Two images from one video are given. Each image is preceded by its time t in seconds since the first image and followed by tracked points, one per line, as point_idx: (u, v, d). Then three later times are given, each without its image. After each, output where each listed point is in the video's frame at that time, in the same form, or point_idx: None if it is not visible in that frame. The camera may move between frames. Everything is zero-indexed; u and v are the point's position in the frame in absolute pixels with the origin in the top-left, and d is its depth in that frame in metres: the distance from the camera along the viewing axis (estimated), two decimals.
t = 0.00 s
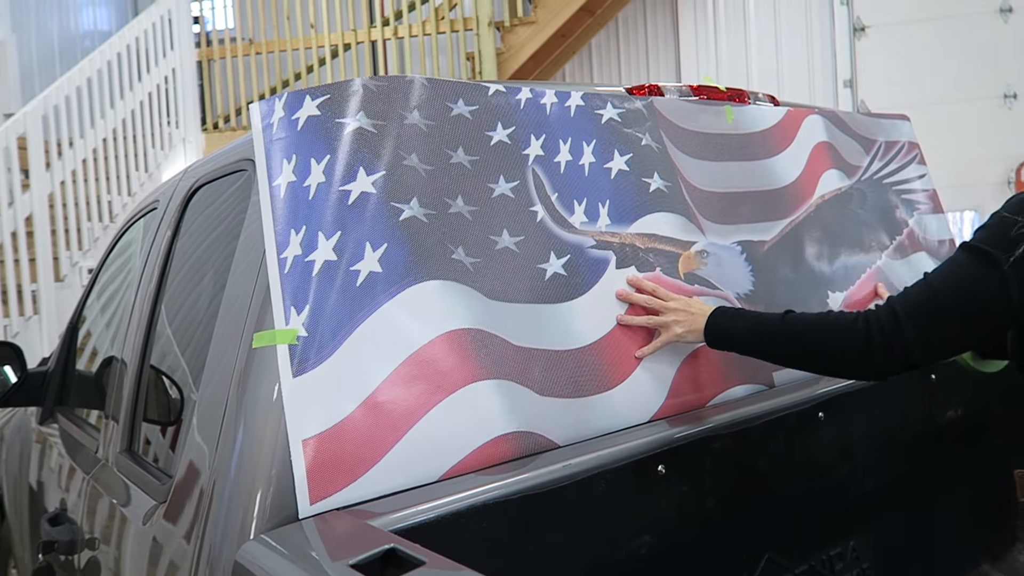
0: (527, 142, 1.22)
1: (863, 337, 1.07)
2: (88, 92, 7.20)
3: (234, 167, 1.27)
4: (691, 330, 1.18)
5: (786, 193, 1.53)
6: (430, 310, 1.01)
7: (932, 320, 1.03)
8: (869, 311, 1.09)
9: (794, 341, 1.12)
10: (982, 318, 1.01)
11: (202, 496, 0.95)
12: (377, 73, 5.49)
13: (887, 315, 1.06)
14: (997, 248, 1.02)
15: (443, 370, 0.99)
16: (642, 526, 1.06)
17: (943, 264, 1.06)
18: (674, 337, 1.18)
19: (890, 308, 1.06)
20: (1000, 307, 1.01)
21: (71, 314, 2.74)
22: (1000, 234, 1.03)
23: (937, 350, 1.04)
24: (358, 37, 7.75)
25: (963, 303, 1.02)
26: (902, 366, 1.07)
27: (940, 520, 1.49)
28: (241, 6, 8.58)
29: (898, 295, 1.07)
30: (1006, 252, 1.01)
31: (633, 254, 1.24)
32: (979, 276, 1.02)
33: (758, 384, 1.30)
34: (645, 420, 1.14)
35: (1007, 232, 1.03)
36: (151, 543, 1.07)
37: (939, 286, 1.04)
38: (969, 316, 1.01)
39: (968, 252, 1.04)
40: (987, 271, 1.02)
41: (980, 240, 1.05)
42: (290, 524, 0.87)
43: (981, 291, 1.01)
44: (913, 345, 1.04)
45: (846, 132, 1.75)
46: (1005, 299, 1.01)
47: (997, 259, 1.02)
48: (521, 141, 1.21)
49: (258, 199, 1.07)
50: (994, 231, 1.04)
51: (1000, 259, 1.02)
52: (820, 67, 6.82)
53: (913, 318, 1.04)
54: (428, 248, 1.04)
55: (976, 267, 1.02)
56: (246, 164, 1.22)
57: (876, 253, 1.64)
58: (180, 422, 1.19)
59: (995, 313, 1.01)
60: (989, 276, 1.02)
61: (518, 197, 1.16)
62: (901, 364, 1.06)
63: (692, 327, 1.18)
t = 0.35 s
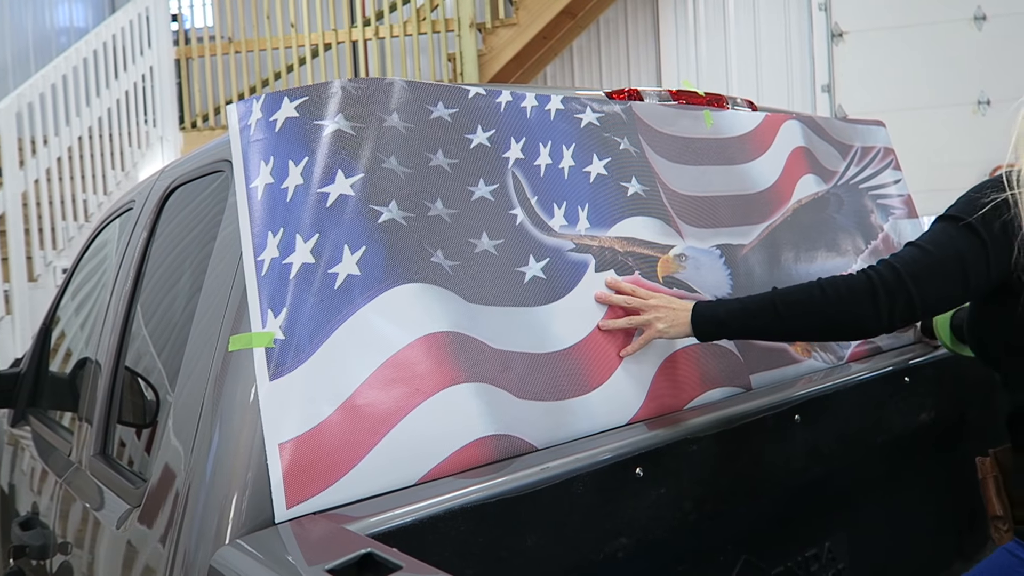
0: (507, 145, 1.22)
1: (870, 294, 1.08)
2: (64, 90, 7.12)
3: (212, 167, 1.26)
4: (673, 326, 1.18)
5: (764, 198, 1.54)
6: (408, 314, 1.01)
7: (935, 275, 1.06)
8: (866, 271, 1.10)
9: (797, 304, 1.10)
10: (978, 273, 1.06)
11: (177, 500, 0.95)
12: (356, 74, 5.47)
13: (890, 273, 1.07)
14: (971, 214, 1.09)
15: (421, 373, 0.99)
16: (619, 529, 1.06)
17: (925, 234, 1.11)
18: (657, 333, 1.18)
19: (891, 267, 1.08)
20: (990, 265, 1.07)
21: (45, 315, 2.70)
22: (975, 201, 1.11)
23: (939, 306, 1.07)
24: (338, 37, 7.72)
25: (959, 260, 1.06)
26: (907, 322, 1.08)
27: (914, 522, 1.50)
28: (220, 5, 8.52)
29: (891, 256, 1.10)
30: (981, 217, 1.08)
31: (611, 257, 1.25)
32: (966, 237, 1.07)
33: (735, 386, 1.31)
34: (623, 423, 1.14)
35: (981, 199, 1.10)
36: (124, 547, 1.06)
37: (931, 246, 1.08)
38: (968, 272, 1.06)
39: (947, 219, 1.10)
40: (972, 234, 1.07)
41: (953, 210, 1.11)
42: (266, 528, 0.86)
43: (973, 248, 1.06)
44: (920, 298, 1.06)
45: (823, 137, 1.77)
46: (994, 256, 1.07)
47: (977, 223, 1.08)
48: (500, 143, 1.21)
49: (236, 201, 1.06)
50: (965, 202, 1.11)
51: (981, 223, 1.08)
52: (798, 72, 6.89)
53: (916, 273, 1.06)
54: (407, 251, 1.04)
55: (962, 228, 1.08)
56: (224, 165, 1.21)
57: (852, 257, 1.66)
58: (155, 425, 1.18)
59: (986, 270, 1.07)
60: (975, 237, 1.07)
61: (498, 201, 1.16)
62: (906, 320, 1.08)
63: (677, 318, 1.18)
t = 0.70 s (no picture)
0: (507, 147, 1.22)
1: (870, 283, 1.10)
2: (60, 89, 7.11)
3: (211, 168, 1.26)
4: (673, 323, 1.20)
5: (762, 201, 1.54)
6: (408, 315, 1.01)
7: (925, 266, 1.07)
8: (868, 261, 1.12)
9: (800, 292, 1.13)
10: (968, 265, 1.06)
11: (176, 500, 0.95)
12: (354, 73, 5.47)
13: (887, 263, 1.09)
14: (966, 209, 1.10)
15: (421, 374, 0.99)
16: (618, 530, 1.07)
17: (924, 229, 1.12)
18: (657, 332, 1.19)
19: (888, 257, 1.10)
20: (981, 257, 1.07)
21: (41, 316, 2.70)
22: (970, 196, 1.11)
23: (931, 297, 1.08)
24: (336, 36, 7.71)
25: (949, 253, 1.07)
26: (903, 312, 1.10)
27: (910, 523, 1.51)
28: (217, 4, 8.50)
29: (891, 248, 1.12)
30: (975, 211, 1.09)
31: (611, 259, 1.25)
32: (958, 230, 1.08)
33: (733, 388, 1.32)
34: (622, 425, 1.15)
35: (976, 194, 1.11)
36: (122, 548, 1.06)
37: (926, 239, 1.10)
38: (959, 263, 1.06)
39: (944, 214, 1.11)
40: (965, 227, 1.08)
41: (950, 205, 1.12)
42: (266, 530, 0.86)
43: (964, 241, 1.07)
44: (913, 289, 1.08)
45: (820, 140, 1.77)
46: (985, 250, 1.07)
47: (969, 217, 1.09)
48: (500, 145, 1.21)
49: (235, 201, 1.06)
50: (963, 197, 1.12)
51: (974, 217, 1.09)
52: (795, 74, 6.91)
53: (908, 264, 1.08)
54: (407, 252, 1.04)
55: (956, 222, 1.09)
56: (223, 166, 1.21)
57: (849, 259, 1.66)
58: (153, 425, 1.18)
59: (979, 262, 1.06)
60: (969, 231, 1.08)
61: (498, 203, 1.17)
62: (903, 310, 1.09)
63: (676, 318, 1.20)
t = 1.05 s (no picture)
0: (513, 149, 1.22)
1: (879, 282, 1.16)
2: (64, 89, 7.12)
3: (216, 169, 1.26)
4: (681, 322, 1.19)
5: (768, 203, 1.54)
6: (414, 317, 1.01)
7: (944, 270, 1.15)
8: (875, 262, 1.19)
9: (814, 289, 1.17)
10: (983, 270, 1.17)
11: (180, 500, 0.94)
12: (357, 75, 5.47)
13: (902, 264, 1.16)
14: (978, 215, 1.20)
15: (427, 376, 0.99)
16: (623, 532, 1.06)
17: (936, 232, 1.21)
18: (665, 332, 1.19)
19: (904, 258, 1.17)
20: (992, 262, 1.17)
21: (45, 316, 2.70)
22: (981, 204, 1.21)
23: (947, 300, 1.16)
24: (339, 38, 7.71)
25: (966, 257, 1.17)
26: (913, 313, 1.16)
27: (915, 527, 1.50)
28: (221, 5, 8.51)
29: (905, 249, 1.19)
30: (987, 218, 1.19)
31: (616, 261, 1.25)
32: (973, 235, 1.18)
33: (738, 390, 1.31)
34: (627, 427, 1.14)
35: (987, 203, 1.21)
36: (126, 548, 1.05)
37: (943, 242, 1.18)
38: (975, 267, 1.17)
39: (956, 218, 1.21)
40: (976, 233, 1.18)
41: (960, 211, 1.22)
42: (272, 531, 0.86)
43: (979, 246, 1.17)
44: (926, 290, 1.15)
45: (825, 143, 1.77)
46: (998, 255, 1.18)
47: (983, 223, 1.19)
48: (506, 147, 1.21)
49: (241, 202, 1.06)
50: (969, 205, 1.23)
51: (987, 222, 1.19)
52: (798, 76, 6.90)
53: (926, 267, 1.15)
54: (413, 253, 1.04)
55: (970, 228, 1.19)
56: (228, 166, 1.21)
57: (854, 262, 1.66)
58: (157, 425, 1.18)
59: (988, 266, 1.17)
60: (979, 236, 1.18)
61: (504, 204, 1.16)
62: (912, 310, 1.16)
63: (682, 320, 1.20)
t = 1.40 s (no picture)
0: (516, 151, 1.22)
1: (885, 285, 1.17)
2: (69, 91, 7.14)
3: (220, 172, 1.26)
4: (684, 324, 1.19)
5: (771, 206, 1.54)
6: (417, 320, 1.00)
7: (949, 273, 1.16)
8: (881, 266, 1.19)
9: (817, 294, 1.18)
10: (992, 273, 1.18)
11: (184, 503, 0.95)
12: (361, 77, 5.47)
13: (908, 268, 1.17)
14: (988, 219, 1.21)
15: (429, 379, 0.99)
16: (626, 536, 1.06)
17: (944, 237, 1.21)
18: (669, 334, 1.18)
19: (908, 263, 1.18)
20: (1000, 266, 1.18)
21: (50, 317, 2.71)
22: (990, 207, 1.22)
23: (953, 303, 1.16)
24: (344, 40, 7.71)
25: (974, 260, 1.17)
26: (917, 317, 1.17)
27: (920, 531, 1.50)
28: (227, 7, 8.54)
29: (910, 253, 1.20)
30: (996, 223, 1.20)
31: (620, 264, 1.24)
32: (982, 239, 1.19)
33: (742, 394, 1.31)
34: (630, 430, 1.14)
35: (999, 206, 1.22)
36: (129, 550, 1.05)
37: (948, 247, 1.19)
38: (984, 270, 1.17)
39: (965, 223, 1.22)
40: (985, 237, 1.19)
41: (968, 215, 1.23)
42: (274, 534, 0.86)
43: (988, 250, 1.18)
44: (931, 294, 1.15)
45: (829, 145, 1.76)
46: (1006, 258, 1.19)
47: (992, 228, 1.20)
48: (509, 150, 1.21)
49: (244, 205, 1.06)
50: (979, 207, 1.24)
51: (995, 228, 1.19)
52: (803, 78, 6.89)
53: (932, 271, 1.16)
54: (416, 257, 1.04)
55: (978, 231, 1.20)
56: (232, 169, 1.22)
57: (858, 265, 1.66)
58: (160, 427, 1.18)
59: (995, 271, 1.18)
60: (986, 242, 1.19)
61: (507, 207, 1.16)
62: (917, 314, 1.17)
63: (685, 322, 1.19)
